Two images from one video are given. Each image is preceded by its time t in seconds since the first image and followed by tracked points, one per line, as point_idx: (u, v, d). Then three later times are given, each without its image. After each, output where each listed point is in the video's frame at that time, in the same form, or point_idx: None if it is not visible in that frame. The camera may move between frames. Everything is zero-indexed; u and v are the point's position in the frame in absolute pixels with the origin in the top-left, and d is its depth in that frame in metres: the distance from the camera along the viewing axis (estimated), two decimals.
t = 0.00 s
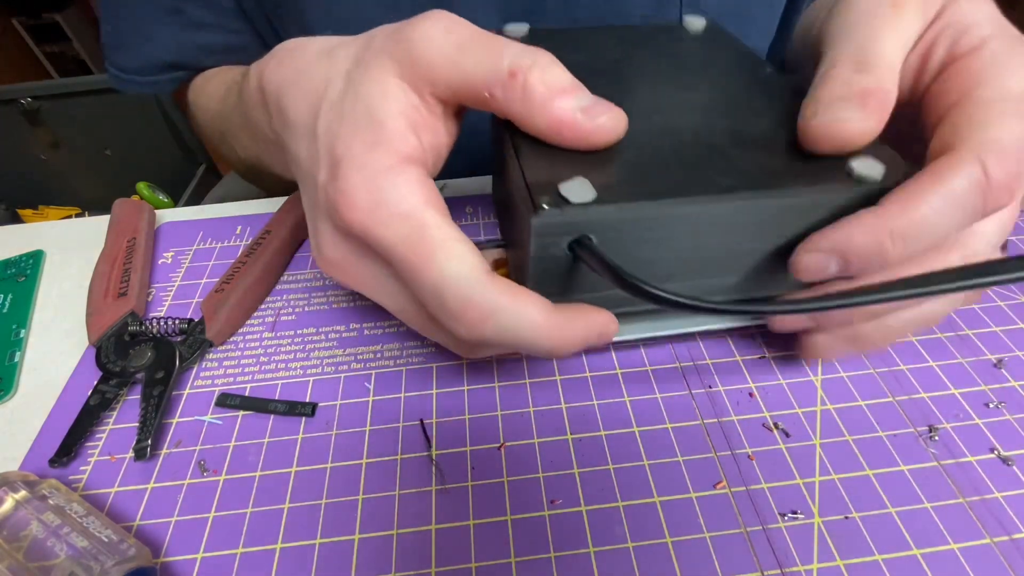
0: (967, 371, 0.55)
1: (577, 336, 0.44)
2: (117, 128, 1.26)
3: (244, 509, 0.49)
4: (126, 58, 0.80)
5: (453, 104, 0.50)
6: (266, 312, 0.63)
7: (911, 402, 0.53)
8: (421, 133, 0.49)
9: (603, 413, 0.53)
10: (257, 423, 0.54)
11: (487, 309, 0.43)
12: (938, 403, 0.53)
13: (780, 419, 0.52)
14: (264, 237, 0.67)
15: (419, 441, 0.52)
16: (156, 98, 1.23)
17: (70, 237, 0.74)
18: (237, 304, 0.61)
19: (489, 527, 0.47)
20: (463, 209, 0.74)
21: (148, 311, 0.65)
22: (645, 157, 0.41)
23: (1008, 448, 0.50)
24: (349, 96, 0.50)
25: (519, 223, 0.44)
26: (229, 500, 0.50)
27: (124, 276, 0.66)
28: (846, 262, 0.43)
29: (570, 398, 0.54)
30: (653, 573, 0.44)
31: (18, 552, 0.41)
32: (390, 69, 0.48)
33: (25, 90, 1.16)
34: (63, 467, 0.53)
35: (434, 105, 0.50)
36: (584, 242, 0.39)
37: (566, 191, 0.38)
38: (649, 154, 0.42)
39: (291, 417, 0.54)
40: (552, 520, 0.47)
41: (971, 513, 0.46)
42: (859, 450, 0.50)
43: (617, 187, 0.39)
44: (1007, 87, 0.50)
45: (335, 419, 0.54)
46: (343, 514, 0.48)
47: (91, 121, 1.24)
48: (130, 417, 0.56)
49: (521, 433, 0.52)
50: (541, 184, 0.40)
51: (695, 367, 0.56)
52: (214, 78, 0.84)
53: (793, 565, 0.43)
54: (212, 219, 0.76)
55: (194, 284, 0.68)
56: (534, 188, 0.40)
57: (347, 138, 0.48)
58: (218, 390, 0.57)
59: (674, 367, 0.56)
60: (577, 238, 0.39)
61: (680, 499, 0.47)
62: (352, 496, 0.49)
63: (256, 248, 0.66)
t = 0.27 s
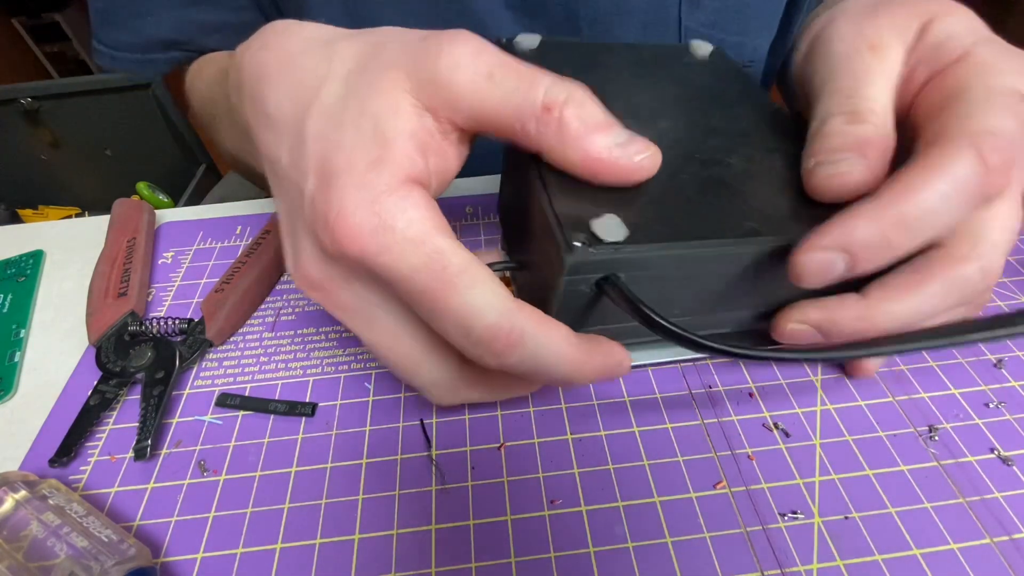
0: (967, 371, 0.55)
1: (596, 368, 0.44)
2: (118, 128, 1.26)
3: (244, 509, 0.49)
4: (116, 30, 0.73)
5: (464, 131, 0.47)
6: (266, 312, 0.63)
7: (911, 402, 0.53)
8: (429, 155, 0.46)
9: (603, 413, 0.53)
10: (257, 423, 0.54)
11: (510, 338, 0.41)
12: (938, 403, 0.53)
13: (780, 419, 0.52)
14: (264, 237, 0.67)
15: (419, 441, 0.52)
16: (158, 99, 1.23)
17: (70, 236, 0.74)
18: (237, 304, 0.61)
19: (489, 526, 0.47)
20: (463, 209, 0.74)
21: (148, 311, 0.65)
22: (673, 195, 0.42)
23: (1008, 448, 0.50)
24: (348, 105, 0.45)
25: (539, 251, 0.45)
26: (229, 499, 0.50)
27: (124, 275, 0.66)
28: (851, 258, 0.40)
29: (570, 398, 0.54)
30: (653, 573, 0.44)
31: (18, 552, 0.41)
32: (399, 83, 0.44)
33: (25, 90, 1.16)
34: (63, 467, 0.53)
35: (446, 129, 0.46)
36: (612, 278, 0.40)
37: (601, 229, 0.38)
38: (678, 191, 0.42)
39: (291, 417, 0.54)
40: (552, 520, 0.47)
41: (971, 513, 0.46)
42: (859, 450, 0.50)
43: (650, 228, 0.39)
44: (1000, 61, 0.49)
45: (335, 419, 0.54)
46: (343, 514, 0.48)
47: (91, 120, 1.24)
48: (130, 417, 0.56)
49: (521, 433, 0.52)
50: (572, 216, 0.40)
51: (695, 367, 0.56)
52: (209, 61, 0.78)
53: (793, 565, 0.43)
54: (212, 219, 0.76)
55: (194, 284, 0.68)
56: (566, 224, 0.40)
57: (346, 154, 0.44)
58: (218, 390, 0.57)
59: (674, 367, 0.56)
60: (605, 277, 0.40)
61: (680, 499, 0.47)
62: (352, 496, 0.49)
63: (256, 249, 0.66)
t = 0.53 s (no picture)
0: (967, 371, 0.55)
1: (570, 366, 0.42)
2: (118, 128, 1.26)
3: (245, 509, 0.49)
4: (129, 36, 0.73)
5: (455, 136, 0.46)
6: (266, 312, 0.63)
7: (911, 402, 0.53)
8: (418, 142, 0.43)
9: (603, 413, 0.53)
10: (257, 423, 0.54)
11: (491, 319, 0.38)
12: (938, 403, 0.53)
13: (780, 419, 0.52)
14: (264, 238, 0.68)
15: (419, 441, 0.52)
16: (159, 100, 1.23)
17: (70, 236, 0.74)
18: (237, 304, 0.61)
19: (489, 527, 0.47)
20: (463, 209, 0.74)
21: (148, 311, 0.65)
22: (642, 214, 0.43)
23: (1008, 448, 0.50)
24: (343, 74, 0.41)
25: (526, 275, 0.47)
26: (229, 499, 0.50)
27: (124, 275, 0.66)
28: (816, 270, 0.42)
29: (569, 398, 0.54)
30: (653, 573, 0.44)
31: (18, 552, 0.41)
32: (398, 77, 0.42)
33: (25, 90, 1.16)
34: (63, 467, 0.53)
35: (440, 129, 0.44)
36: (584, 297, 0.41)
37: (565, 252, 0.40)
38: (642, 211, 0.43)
39: (291, 417, 0.54)
40: (552, 520, 0.47)
41: (971, 513, 0.46)
42: (858, 450, 0.50)
43: (618, 248, 0.41)
44: (977, 67, 0.48)
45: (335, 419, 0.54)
46: (344, 514, 0.48)
47: (92, 120, 1.25)
48: (130, 417, 0.56)
49: (521, 433, 0.52)
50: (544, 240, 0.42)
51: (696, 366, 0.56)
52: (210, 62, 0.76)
53: (793, 565, 0.43)
54: (212, 219, 0.76)
55: (194, 284, 0.68)
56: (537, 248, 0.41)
57: (335, 113, 0.39)
58: (218, 390, 0.57)
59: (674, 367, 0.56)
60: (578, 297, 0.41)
61: (680, 499, 0.47)
62: (352, 496, 0.49)
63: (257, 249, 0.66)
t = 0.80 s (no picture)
0: (967, 371, 0.55)
1: (569, 365, 0.42)
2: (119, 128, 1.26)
3: (245, 509, 0.49)
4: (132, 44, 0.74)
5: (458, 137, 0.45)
6: (266, 312, 0.64)
7: (911, 402, 0.53)
8: (427, 148, 0.43)
9: (603, 414, 0.53)
10: (257, 423, 0.54)
11: (489, 317, 0.38)
12: (938, 403, 0.53)
13: (781, 419, 0.52)
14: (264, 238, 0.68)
15: (419, 441, 0.52)
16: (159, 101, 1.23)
17: (70, 236, 0.74)
18: (237, 304, 0.61)
19: (489, 526, 0.47)
20: (463, 209, 0.74)
21: (148, 311, 0.65)
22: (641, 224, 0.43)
23: (1008, 448, 0.50)
24: (359, 81, 0.42)
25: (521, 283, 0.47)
26: (229, 499, 0.50)
27: (124, 275, 0.66)
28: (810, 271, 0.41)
29: (569, 398, 0.54)
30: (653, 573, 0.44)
31: (18, 552, 0.41)
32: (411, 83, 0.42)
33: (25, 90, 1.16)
34: (63, 467, 0.53)
35: (448, 134, 0.45)
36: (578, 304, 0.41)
37: (559, 260, 0.40)
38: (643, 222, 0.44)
39: (291, 417, 0.54)
40: (552, 520, 0.47)
41: (971, 513, 0.46)
42: (858, 450, 0.50)
43: (611, 256, 0.41)
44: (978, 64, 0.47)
45: (335, 419, 0.54)
46: (344, 514, 0.48)
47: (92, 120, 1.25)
48: (130, 417, 0.56)
49: (521, 433, 0.52)
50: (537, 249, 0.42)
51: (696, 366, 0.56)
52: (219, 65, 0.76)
53: (793, 565, 0.43)
54: (212, 219, 0.76)
55: (194, 284, 0.68)
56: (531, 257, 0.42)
57: (350, 117, 0.40)
58: (218, 391, 0.57)
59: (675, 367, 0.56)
60: (572, 303, 0.41)
61: (680, 499, 0.47)
62: (352, 496, 0.49)
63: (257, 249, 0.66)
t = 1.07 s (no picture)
0: (967, 371, 0.55)
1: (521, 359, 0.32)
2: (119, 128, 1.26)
3: (244, 509, 0.49)
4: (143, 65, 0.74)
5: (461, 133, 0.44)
6: (266, 312, 0.64)
7: (911, 402, 0.53)
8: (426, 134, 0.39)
9: (603, 414, 0.53)
10: (257, 423, 0.54)
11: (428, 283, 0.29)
12: (938, 403, 0.53)
13: (781, 419, 0.52)
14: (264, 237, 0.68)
15: (419, 441, 0.52)
16: (159, 101, 1.23)
17: (70, 236, 0.74)
18: (237, 304, 0.61)
19: (489, 526, 0.47)
20: (463, 209, 0.75)
21: (148, 311, 0.65)
22: (641, 226, 0.43)
23: (1008, 448, 0.50)
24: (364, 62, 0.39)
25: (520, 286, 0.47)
26: (229, 499, 0.50)
27: (124, 276, 0.66)
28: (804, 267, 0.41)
29: (569, 398, 0.54)
30: (653, 573, 0.44)
31: (18, 552, 0.41)
32: (410, 71, 0.39)
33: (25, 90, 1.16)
34: (63, 467, 0.53)
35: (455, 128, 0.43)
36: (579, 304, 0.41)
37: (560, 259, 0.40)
38: (643, 223, 0.44)
39: (291, 417, 0.54)
40: (552, 520, 0.47)
41: (971, 513, 0.46)
42: (858, 450, 0.50)
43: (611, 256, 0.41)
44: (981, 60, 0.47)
45: (335, 419, 0.54)
46: (343, 514, 0.48)
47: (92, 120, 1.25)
48: (130, 417, 0.56)
49: (521, 433, 0.52)
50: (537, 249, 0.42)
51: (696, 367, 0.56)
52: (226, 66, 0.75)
53: (793, 565, 0.43)
54: (212, 219, 0.76)
55: (194, 284, 0.68)
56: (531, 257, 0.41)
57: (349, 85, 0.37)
58: (218, 391, 0.57)
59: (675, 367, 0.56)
60: (572, 303, 0.41)
61: (680, 499, 0.47)
62: (352, 496, 0.49)
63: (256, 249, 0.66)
